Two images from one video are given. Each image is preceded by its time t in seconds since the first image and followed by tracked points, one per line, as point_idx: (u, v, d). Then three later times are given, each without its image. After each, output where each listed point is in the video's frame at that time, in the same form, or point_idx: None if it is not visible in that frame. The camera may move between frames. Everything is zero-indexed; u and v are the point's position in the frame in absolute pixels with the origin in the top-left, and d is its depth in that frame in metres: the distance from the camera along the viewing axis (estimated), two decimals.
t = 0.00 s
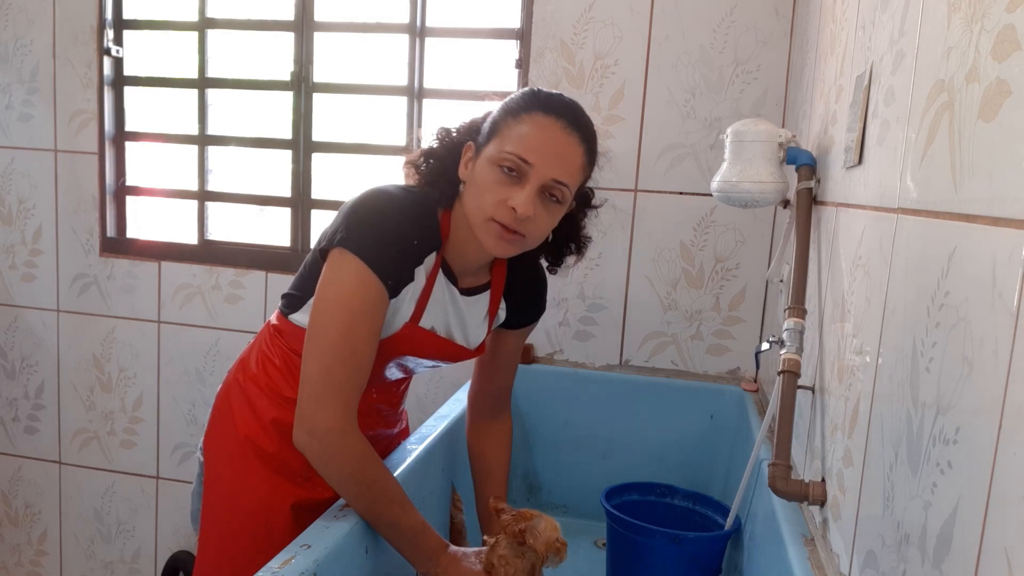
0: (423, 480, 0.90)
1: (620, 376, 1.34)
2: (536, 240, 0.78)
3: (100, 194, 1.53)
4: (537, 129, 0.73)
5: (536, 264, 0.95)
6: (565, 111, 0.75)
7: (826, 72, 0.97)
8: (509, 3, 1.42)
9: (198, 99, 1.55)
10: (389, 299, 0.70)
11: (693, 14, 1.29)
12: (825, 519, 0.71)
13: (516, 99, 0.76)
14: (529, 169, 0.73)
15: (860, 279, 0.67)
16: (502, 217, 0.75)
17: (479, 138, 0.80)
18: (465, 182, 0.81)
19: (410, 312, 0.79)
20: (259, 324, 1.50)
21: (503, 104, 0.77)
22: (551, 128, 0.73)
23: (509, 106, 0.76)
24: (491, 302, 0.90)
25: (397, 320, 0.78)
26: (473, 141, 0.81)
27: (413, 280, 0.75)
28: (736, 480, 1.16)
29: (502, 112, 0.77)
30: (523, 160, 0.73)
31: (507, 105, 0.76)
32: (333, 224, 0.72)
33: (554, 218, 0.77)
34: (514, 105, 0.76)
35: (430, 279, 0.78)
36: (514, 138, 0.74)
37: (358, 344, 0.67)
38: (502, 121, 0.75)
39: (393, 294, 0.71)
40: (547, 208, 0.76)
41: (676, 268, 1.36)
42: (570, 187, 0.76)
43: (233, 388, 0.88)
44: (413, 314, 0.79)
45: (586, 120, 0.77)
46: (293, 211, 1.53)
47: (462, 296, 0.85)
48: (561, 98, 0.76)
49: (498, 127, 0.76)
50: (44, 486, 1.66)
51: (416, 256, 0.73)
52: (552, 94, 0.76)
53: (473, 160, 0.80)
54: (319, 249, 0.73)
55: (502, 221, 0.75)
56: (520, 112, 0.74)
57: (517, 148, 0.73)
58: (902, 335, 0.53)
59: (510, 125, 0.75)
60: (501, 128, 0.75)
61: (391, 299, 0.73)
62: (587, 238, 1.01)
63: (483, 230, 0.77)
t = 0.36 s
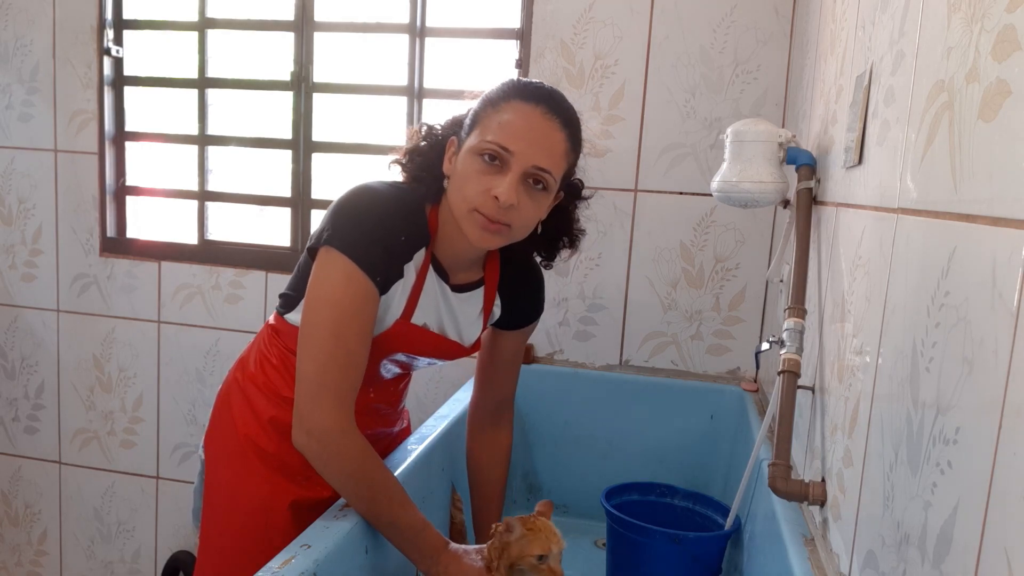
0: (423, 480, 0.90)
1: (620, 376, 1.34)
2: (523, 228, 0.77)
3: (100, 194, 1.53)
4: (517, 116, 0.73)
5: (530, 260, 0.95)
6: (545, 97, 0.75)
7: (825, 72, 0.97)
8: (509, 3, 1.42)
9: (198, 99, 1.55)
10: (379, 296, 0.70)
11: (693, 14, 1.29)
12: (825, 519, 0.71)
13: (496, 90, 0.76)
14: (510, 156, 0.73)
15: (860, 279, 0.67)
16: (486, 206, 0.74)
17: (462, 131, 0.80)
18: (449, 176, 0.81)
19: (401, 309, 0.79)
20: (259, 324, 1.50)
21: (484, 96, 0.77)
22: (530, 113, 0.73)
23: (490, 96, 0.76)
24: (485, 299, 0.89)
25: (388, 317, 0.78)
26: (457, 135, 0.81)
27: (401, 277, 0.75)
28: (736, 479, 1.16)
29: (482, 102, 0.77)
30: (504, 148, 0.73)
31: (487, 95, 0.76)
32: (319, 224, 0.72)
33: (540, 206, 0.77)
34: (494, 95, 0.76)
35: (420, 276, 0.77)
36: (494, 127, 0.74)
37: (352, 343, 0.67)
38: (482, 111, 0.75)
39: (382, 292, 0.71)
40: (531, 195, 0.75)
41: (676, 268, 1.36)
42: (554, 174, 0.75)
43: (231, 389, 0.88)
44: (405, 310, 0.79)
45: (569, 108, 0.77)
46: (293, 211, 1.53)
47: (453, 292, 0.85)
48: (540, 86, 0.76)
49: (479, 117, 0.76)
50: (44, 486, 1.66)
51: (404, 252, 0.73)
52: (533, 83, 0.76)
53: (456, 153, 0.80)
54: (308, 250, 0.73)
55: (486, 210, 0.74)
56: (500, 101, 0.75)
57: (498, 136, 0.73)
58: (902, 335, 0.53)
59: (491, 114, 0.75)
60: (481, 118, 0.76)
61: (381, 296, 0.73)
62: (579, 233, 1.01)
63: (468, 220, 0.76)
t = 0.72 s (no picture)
0: (424, 479, 0.90)
1: (619, 376, 1.34)
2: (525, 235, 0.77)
3: (100, 194, 1.53)
4: (522, 134, 0.69)
5: (527, 251, 0.95)
6: (549, 102, 0.71)
7: (826, 72, 0.97)
8: (509, 3, 1.42)
9: (198, 99, 1.55)
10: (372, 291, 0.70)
11: (693, 14, 1.29)
12: (825, 519, 0.71)
13: (499, 90, 0.71)
14: (515, 179, 0.70)
15: (860, 279, 0.67)
16: (490, 222, 0.73)
17: (460, 127, 0.76)
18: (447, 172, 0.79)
19: (397, 302, 0.79)
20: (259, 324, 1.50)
21: (484, 90, 0.73)
22: (536, 129, 0.69)
23: (493, 101, 0.71)
24: (481, 287, 0.89)
25: (383, 310, 0.78)
26: (454, 126, 0.77)
27: (395, 269, 0.74)
28: (735, 480, 1.16)
29: (483, 101, 0.72)
30: (510, 170, 0.70)
31: (489, 97, 0.72)
32: (313, 216, 0.72)
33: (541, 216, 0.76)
34: (496, 97, 0.71)
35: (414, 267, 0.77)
36: (498, 143, 0.70)
37: (345, 339, 0.67)
38: (485, 116, 0.71)
39: (375, 285, 0.71)
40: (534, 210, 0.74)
41: (676, 268, 1.36)
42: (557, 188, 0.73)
43: (229, 390, 0.88)
44: (401, 303, 0.79)
45: (571, 102, 0.73)
46: (293, 211, 1.53)
47: (450, 282, 0.85)
48: (544, 85, 0.72)
49: (480, 122, 0.72)
50: (44, 486, 1.66)
51: (395, 245, 0.73)
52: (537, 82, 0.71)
53: (455, 152, 0.77)
54: (301, 245, 0.73)
55: (489, 227, 0.74)
56: (504, 112, 0.70)
57: (503, 157, 0.70)
58: (902, 335, 0.53)
59: (495, 126, 0.71)
60: (483, 124, 0.72)
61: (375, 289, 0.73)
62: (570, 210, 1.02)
63: (470, 230, 0.76)
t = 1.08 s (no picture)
0: (424, 478, 0.90)
1: (619, 377, 1.34)
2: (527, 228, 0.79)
3: (100, 194, 1.53)
4: (536, 147, 0.68)
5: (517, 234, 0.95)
6: (556, 106, 0.69)
7: (826, 72, 0.97)
8: (509, 2, 1.42)
9: (198, 99, 1.55)
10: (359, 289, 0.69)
11: (693, 14, 1.29)
12: (825, 519, 0.71)
13: (505, 95, 0.69)
14: (528, 190, 0.71)
15: (860, 280, 0.67)
16: (502, 228, 0.75)
17: (459, 127, 0.73)
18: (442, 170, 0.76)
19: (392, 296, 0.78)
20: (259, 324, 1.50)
21: (487, 93, 0.69)
22: (550, 141, 0.69)
23: (500, 107, 0.68)
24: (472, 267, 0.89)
25: (378, 306, 0.77)
26: (449, 121, 0.74)
27: (384, 265, 0.73)
28: (735, 480, 1.16)
29: (486, 104, 0.69)
30: (523, 183, 0.70)
31: (493, 102, 0.69)
32: (297, 214, 0.71)
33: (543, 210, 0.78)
34: (502, 105, 0.68)
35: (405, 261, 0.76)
36: (511, 157, 0.69)
37: (330, 340, 0.66)
38: (492, 124, 0.69)
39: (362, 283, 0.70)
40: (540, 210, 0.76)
41: (676, 268, 1.36)
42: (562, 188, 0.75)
43: (214, 402, 0.87)
44: (396, 297, 0.78)
45: (570, 99, 0.72)
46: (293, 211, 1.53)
47: (443, 267, 0.84)
48: (549, 89, 0.70)
49: (487, 129, 0.70)
50: (44, 486, 1.66)
51: (383, 239, 0.72)
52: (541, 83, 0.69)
53: (455, 153, 0.74)
54: (285, 245, 0.72)
55: (499, 231, 0.75)
56: (514, 123, 0.68)
57: (517, 171, 0.69)
58: (902, 336, 0.53)
59: (505, 138, 0.69)
60: (491, 133, 0.69)
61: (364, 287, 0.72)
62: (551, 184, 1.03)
63: (476, 233, 0.76)
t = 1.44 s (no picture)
0: (422, 480, 0.90)
1: (619, 377, 1.34)
2: (504, 182, 0.76)
3: (100, 194, 1.53)
4: (491, 65, 0.69)
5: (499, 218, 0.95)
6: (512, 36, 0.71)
7: (825, 72, 0.97)
8: (509, 3, 1.42)
9: (198, 99, 1.55)
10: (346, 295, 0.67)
11: (692, 14, 1.29)
12: (825, 519, 0.71)
13: (459, 36, 0.72)
14: (489, 111, 0.70)
15: (860, 279, 0.67)
16: (471, 168, 0.72)
17: (423, 83, 0.76)
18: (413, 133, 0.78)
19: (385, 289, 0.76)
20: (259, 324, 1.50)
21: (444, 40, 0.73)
22: (506, 61, 0.70)
23: (455, 44, 0.72)
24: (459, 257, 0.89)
25: (372, 300, 0.75)
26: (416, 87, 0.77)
27: (373, 265, 0.72)
28: (735, 481, 1.16)
29: (445, 50, 0.73)
30: (482, 102, 0.70)
31: (450, 43, 0.72)
32: (277, 219, 0.68)
33: (519, 157, 0.76)
34: (455, 43, 0.72)
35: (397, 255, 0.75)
36: (467, 79, 0.70)
37: (317, 349, 0.65)
38: (449, 60, 0.72)
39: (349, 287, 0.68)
40: (513, 148, 0.74)
41: (676, 268, 1.36)
42: (531, 122, 0.74)
43: (197, 419, 0.85)
44: (389, 291, 0.76)
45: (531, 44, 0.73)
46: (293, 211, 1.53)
47: (432, 257, 0.83)
48: (500, 25, 0.72)
49: (445, 67, 0.72)
50: (44, 486, 1.66)
51: (371, 237, 0.70)
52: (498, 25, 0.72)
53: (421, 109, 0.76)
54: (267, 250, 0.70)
55: (470, 169, 0.72)
56: (468, 50, 0.70)
57: (474, 89, 0.70)
58: (902, 336, 0.53)
59: (461, 66, 0.71)
60: (448, 69, 0.72)
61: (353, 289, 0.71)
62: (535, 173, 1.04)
63: (447, 180, 0.73)
